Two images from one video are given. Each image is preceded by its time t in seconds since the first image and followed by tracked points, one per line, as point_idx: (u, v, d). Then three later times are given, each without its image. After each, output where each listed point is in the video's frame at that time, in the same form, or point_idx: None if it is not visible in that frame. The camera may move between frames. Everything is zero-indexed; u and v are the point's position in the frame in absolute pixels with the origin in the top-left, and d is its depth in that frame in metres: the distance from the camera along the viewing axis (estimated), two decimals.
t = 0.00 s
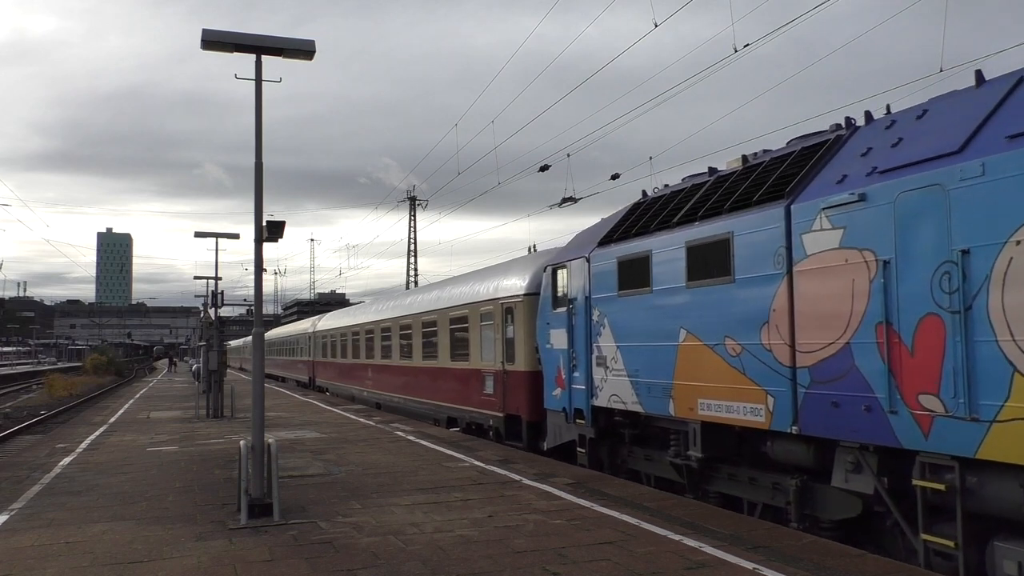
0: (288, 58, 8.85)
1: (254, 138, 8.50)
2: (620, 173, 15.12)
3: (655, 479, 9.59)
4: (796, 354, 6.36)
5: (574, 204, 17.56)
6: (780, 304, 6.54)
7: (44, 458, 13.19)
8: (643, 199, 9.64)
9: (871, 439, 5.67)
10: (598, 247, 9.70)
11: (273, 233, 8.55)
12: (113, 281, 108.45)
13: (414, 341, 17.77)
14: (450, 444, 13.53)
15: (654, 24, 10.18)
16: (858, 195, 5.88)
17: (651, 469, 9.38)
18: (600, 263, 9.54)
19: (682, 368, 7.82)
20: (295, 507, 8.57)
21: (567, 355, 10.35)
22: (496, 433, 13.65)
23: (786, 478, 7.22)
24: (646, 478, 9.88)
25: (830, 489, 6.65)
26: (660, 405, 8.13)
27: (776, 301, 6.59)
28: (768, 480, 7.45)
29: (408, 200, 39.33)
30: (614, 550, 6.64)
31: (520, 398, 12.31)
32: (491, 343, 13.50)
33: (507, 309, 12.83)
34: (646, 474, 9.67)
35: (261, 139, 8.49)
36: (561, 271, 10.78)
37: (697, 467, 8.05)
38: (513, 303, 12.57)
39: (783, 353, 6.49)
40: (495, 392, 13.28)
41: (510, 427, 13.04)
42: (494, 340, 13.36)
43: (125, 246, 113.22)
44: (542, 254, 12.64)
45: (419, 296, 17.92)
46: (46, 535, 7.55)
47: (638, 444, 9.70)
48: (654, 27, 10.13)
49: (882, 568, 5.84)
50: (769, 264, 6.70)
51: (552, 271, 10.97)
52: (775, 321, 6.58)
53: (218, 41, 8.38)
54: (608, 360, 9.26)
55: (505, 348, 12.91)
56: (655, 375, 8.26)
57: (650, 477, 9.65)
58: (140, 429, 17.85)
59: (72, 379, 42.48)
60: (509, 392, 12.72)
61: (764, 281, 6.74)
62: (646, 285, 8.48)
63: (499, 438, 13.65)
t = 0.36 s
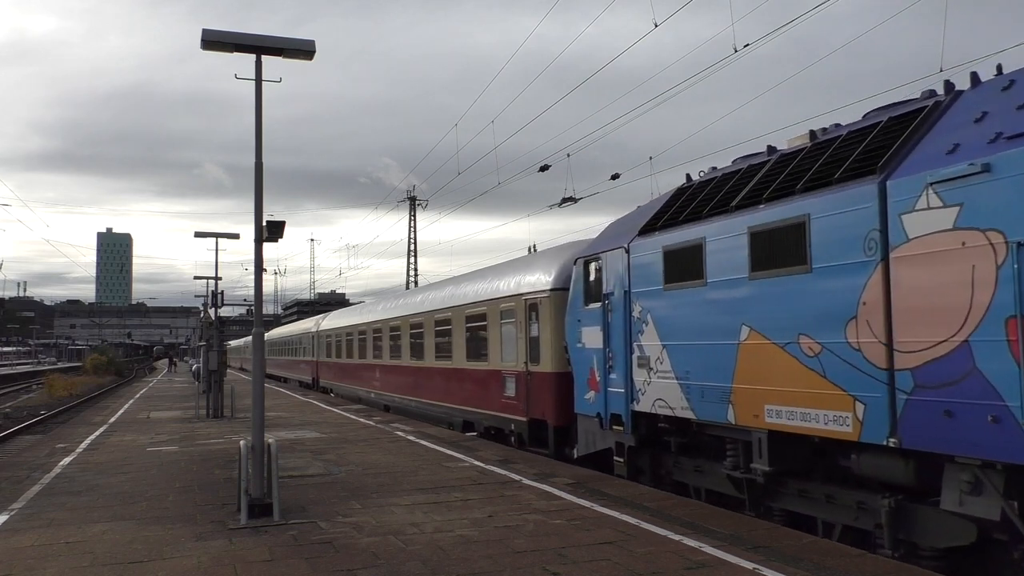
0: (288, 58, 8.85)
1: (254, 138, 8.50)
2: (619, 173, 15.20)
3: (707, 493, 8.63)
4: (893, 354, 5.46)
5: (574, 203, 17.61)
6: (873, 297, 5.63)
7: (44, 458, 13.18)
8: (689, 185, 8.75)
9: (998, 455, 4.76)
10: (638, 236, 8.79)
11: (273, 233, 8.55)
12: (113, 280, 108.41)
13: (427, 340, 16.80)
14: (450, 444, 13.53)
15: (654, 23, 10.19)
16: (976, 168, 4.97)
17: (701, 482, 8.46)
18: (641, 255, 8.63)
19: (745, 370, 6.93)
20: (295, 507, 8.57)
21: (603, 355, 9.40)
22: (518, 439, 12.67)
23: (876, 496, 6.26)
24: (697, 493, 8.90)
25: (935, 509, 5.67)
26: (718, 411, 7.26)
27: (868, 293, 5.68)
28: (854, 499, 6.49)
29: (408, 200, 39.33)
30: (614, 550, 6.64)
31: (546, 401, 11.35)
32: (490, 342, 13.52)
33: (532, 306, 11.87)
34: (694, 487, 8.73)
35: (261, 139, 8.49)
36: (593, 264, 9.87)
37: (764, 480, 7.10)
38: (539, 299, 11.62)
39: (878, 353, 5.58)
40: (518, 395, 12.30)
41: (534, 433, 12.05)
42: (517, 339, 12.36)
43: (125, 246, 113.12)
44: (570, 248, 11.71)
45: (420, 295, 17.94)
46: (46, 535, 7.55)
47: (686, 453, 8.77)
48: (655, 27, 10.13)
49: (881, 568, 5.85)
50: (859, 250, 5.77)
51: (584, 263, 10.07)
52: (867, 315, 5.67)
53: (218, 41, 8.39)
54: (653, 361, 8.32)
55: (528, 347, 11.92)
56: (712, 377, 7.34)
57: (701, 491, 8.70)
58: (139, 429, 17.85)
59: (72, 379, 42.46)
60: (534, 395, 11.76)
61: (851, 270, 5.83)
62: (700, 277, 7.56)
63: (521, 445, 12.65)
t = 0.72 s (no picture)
0: (288, 58, 8.86)
1: (254, 138, 8.51)
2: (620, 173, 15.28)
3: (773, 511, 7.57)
4: None
5: (575, 204, 17.67)
6: (1004, 285, 4.61)
7: (44, 458, 13.19)
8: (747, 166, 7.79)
9: None
10: (690, 223, 7.84)
11: (273, 233, 8.55)
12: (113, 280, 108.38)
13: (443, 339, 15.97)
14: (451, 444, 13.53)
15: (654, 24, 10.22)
16: None
17: (765, 499, 7.45)
18: (693, 244, 7.70)
19: (830, 373, 5.94)
20: (295, 507, 8.58)
21: (646, 355, 8.46)
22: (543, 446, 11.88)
23: (1000, 524, 5.18)
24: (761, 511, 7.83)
25: None
26: (794, 421, 6.29)
27: (997, 282, 4.66)
28: (966, 526, 5.43)
29: (408, 200, 39.37)
30: (614, 551, 6.65)
31: (576, 406, 10.54)
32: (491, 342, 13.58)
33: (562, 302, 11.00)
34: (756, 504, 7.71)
35: (261, 139, 8.50)
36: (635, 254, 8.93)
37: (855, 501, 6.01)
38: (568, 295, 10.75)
39: (1009, 352, 4.56)
40: (544, 398, 11.50)
41: (561, 439, 11.24)
42: (544, 338, 11.50)
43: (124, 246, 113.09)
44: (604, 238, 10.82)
45: (421, 295, 17.97)
46: (46, 535, 7.55)
47: (746, 466, 7.74)
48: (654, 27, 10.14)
49: (880, 568, 5.86)
50: (972, 231, 4.86)
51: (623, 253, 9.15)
52: (998, 308, 4.64)
53: (218, 41, 8.39)
54: (708, 362, 7.37)
55: (558, 347, 11.06)
56: (785, 381, 6.38)
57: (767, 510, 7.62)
58: (140, 429, 17.85)
59: (72, 379, 42.47)
60: (562, 398, 10.94)
61: (971, 255, 4.85)
62: (771, 268, 6.63)
63: (548, 452, 11.84)
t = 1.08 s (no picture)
0: (288, 58, 8.85)
1: (254, 138, 8.50)
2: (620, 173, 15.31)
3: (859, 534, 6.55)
4: None
5: (575, 204, 17.68)
6: None
7: (44, 458, 13.19)
8: (822, 139, 6.85)
9: None
10: (754, 207, 6.95)
11: (273, 233, 8.55)
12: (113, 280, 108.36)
13: (460, 341, 15.08)
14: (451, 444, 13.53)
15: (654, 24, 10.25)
16: None
17: (849, 520, 6.45)
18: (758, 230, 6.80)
19: (944, 377, 5.00)
20: (295, 507, 8.57)
21: (700, 355, 7.55)
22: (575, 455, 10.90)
23: None
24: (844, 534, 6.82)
25: None
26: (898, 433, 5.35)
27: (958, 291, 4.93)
28: None
29: (408, 200, 39.41)
30: (614, 551, 6.64)
31: (614, 411, 9.58)
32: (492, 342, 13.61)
33: (596, 297, 10.06)
34: (834, 526, 6.74)
35: (261, 139, 8.49)
36: (685, 242, 8.02)
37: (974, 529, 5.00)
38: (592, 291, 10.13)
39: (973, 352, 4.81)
40: (577, 402, 10.56)
41: (595, 448, 10.27)
42: (576, 337, 10.56)
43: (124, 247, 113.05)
44: (643, 227, 9.91)
45: (421, 295, 17.99)
46: (46, 535, 7.55)
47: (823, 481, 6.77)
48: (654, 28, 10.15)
49: (881, 568, 5.85)
50: None
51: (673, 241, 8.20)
52: None
53: (218, 41, 8.38)
54: (780, 363, 6.45)
55: (593, 347, 10.12)
56: (878, 385, 5.50)
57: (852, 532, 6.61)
58: (140, 429, 17.86)
59: (72, 379, 42.51)
60: (598, 402, 9.99)
61: None
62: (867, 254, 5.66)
63: (579, 462, 10.85)
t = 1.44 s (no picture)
0: (288, 58, 8.85)
1: (254, 138, 8.50)
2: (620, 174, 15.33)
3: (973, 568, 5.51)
4: None
5: (575, 204, 17.68)
6: None
7: (44, 458, 13.19)
8: (922, 107, 5.99)
9: None
10: (841, 183, 6.03)
11: (273, 233, 8.55)
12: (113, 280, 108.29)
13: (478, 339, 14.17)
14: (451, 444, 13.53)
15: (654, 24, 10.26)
16: None
17: (962, 552, 5.43)
18: (847, 210, 5.88)
19: None
20: (295, 508, 8.57)
21: (773, 355, 6.63)
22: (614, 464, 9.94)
23: None
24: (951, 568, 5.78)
25: None
26: None
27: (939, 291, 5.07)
28: None
29: (408, 200, 39.40)
30: (614, 551, 6.64)
31: (662, 418, 8.62)
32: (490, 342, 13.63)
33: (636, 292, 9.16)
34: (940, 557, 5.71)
35: (261, 139, 8.49)
36: (750, 228, 7.13)
37: None
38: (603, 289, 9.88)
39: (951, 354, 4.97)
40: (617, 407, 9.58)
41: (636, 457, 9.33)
42: (615, 336, 9.57)
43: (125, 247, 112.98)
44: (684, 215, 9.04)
45: (421, 295, 17.99)
46: (46, 535, 7.55)
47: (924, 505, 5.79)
48: (654, 28, 10.16)
49: (881, 568, 5.85)
50: None
51: (738, 227, 7.29)
52: None
53: (218, 41, 8.38)
54: (878, 365, 5.50)
55: (637, 346, 9.14)
56: (1011, 393, 4.58)
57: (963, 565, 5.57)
58: (140, 429, 17.86)
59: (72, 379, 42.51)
60: (642, 407, 9.01)
61: None
62: (999, 234, 4.74)
63: (617, 471, 9.93)
